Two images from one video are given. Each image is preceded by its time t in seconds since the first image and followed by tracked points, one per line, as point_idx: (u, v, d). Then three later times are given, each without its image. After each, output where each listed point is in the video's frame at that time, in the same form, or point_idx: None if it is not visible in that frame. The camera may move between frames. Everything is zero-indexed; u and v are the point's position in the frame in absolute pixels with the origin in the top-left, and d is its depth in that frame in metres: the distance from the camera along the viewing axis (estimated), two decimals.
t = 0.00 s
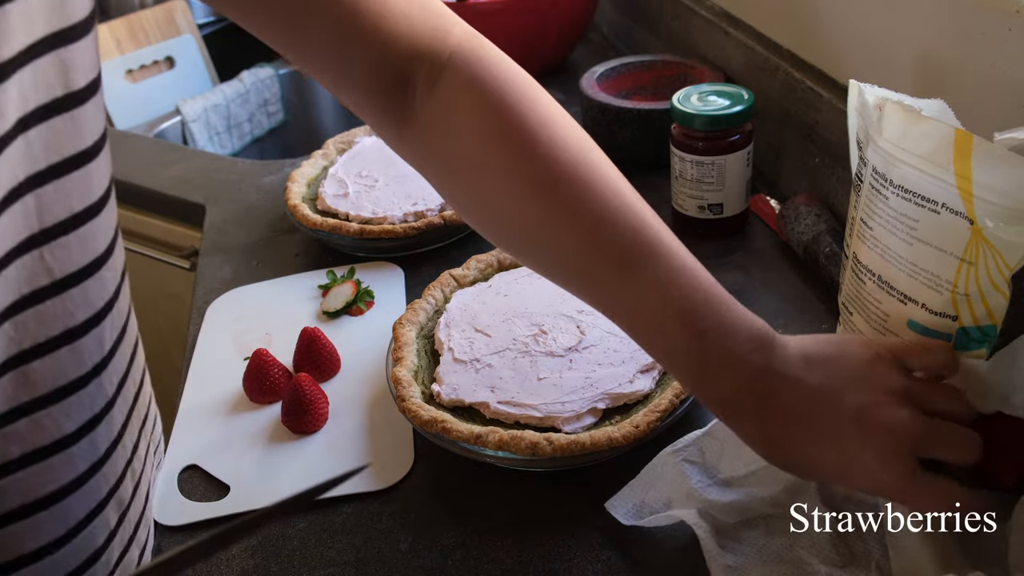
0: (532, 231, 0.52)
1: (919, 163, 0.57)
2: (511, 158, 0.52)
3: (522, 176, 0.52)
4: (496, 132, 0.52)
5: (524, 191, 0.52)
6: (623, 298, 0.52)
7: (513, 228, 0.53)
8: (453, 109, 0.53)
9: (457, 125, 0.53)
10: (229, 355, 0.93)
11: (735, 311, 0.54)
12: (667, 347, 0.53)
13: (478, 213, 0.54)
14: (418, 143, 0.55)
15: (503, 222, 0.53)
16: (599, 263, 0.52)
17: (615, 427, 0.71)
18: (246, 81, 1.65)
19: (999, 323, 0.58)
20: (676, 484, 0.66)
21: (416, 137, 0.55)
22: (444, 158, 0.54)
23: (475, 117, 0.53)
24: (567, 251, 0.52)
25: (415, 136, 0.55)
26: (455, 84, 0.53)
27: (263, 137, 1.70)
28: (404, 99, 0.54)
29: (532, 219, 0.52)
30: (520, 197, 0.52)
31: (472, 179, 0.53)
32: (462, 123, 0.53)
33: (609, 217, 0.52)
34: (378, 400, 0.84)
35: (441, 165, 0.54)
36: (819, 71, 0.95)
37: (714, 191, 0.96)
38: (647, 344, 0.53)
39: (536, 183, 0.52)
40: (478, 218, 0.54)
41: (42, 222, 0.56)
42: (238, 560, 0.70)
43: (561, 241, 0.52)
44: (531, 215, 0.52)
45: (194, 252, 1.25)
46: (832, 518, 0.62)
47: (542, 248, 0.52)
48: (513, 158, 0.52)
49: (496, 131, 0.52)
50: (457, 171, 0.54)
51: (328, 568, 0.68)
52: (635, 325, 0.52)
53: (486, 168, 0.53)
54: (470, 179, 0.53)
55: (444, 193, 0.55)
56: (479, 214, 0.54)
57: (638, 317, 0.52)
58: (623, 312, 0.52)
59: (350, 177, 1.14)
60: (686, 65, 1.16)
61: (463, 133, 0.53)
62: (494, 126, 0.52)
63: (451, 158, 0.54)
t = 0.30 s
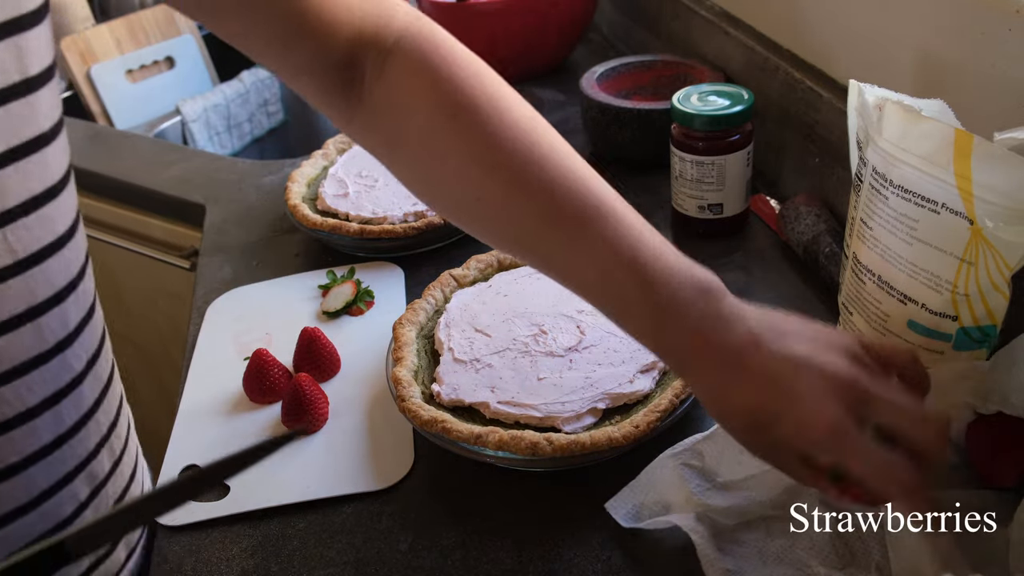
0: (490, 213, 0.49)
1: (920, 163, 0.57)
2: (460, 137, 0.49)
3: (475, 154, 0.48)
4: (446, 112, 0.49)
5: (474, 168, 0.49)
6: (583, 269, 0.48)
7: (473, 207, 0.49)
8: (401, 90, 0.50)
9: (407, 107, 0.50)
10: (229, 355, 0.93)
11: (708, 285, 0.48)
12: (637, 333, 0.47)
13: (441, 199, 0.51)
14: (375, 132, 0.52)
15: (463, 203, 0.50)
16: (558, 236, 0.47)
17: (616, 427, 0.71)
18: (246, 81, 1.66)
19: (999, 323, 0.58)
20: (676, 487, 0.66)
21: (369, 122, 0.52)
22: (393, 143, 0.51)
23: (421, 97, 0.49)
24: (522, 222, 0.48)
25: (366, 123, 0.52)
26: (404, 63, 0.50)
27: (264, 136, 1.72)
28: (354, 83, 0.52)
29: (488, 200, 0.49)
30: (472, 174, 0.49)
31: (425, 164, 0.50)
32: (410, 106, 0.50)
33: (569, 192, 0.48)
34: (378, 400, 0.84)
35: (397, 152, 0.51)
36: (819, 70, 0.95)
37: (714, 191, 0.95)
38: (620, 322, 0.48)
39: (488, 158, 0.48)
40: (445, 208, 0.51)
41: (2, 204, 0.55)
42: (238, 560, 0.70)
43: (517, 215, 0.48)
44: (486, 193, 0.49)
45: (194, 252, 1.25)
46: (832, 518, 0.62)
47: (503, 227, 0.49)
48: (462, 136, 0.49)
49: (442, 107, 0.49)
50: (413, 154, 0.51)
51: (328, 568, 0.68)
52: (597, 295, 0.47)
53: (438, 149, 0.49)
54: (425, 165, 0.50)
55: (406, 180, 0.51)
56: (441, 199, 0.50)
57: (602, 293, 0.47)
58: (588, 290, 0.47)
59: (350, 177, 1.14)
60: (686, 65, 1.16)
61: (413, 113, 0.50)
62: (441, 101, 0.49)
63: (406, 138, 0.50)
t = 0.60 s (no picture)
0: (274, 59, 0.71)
1: (920, 162, 0.57)
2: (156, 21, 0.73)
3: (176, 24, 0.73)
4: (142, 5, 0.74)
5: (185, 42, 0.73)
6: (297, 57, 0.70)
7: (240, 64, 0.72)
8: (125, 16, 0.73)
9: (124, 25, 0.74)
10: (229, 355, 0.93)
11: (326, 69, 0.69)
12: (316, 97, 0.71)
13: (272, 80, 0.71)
14: (109, 92, 0.76)
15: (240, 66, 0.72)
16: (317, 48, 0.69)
17: (616, 427, 0.71)
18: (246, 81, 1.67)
19: (999, 323, 0.58)
20: (677, 488, 0.64)
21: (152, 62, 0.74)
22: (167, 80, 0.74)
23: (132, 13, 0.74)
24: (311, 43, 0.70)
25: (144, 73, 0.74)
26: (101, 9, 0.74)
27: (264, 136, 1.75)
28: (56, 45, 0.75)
29: (202, 32, 0.73)
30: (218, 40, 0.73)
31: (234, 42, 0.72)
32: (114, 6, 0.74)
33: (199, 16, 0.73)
34: (378, 400, 0.84)
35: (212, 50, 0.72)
36: (819, 71, 0.95)
37: (714, 191, 0.96)
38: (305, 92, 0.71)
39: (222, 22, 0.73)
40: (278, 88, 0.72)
41: None
42: (238, 559, 0.70)
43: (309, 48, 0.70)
44: (198, 40, 0.73)
45: (194, 252, 1.25)
46: (832, 518, 0.63)
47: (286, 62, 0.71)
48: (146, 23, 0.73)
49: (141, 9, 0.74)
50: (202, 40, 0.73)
51: (328, 568, 0.68)
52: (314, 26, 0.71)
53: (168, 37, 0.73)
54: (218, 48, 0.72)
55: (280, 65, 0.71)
56: (267, 78, 0.72)
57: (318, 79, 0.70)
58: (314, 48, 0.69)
59: (350, 177, 1.14)
60: (686, 65, 1.16)
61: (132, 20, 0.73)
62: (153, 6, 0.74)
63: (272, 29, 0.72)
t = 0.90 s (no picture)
0: (110, 169, 0.85)
1: (919, 162, 0.57)
2: (40, 136, 0.88)
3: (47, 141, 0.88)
4: None
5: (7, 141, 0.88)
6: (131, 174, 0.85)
7: (39, 171, 0.87)
8: None
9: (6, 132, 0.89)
10: (229, 355, 0.93)
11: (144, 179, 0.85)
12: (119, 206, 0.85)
13: (99, 185, 0.85)
14: None
15: (49, 184, 0.88)
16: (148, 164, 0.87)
17: (616, 427, 0.71)
18: (246, 81, 1.68)
19: (999, 323, 0.58)
20: (677, 488, 0.64)
21: None
22: None
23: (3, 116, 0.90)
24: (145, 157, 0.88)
25: None
26: None
27: (264, 136, 1.75)
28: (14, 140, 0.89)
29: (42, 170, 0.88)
30: (23, 164, 0.88)
31: (44, 174, 0.87)
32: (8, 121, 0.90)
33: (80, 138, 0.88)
34: (378, 400, 0.84)
35: (65, 172, 0.87)
36: (820, 71, 0.95)
37: (714, 191, 0.96)
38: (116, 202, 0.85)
39: (23, 143, 0.88)
40: (109, 200, 0.85)
41: None
42: (238, 559, 0.70)
43: (146, 158, 0.88)
44: (50, 148, 0.87)
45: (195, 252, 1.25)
46: (832, 518, 0.63)
47: (120, 175, 0.85)
48: None
49: None
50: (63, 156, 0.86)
51: (328, 567, 0.69)
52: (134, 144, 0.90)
53: (40, 150, 0.87)
54: (46, 182, 0.88)
55: (115, 176, 0.85)
56: (91, 181, 0.85)
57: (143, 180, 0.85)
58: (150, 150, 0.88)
59: (350, 177, 1.13)
60: (686, 65, 1.16)
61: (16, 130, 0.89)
62: None
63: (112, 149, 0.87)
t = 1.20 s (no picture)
0: (140, 265, 1.00)
1: (919, 162, 0.57)
2: (81, 231, 1.04)
3: (89, 236, 1.04)
4: (36, 212, 1.04)
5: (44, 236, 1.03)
6: (159, 270, 0.99)
7: (84, 262, 1.04)
8: (25, 208, 1.03)
9: (45, 218, 1.03)
10: (229, 356, 0.93)
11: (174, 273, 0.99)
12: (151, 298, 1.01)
13: (134, 278, 1.01)
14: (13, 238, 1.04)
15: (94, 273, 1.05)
16: (166, 259, 0.99)
17: (615, 427, 0.71)
18: (246, 81, 1.68)
19: (999, 322, 0.58)
20: (676, 487, 0.64)
21: (22, 242, 1.04)
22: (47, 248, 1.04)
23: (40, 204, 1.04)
24: (162, 253, 0.99)
25: (18, 246, 1.03)
26: (29, 200, 1.04)
27: (264, 136, 1.76)
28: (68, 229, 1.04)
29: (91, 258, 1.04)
30: (70, 256, 1.04)
31: (88, 263, 1.04)
32: (48, 208, 1.04)
33: (119, 236, 1.05)
34: (378, 399, 0.84)
35: (106, 262, 1.03)
36: (820, 71, 0.95)
37: (714, 191, 0.96)
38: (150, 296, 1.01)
39: (67, 235, 1.04)
40: (144, 290, 1.01)
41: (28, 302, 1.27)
42: (238, 559, 0.70)
43: (162, 253, 0.99)
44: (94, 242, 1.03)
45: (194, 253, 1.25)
46: (832, 518, 0.63)
47: (150, 271, 1.00)
48: (13, 219, 1.03)
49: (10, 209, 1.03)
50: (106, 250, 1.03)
51: (328, 568, 0.69)
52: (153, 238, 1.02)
53: (81, 243, 1.03)
54: (92, 271, 1.05)
55: (145, 271, 1.00)
56: (128, 274, 1.02)
57: (170, 274, 0.99)
58: (164, 244, 1.00)
59: (350, 177, 1.13)
60: (686, 65, 1.16)
61: (59, 222, 1.04)
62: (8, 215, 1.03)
63: (143, 244, 1.02)
